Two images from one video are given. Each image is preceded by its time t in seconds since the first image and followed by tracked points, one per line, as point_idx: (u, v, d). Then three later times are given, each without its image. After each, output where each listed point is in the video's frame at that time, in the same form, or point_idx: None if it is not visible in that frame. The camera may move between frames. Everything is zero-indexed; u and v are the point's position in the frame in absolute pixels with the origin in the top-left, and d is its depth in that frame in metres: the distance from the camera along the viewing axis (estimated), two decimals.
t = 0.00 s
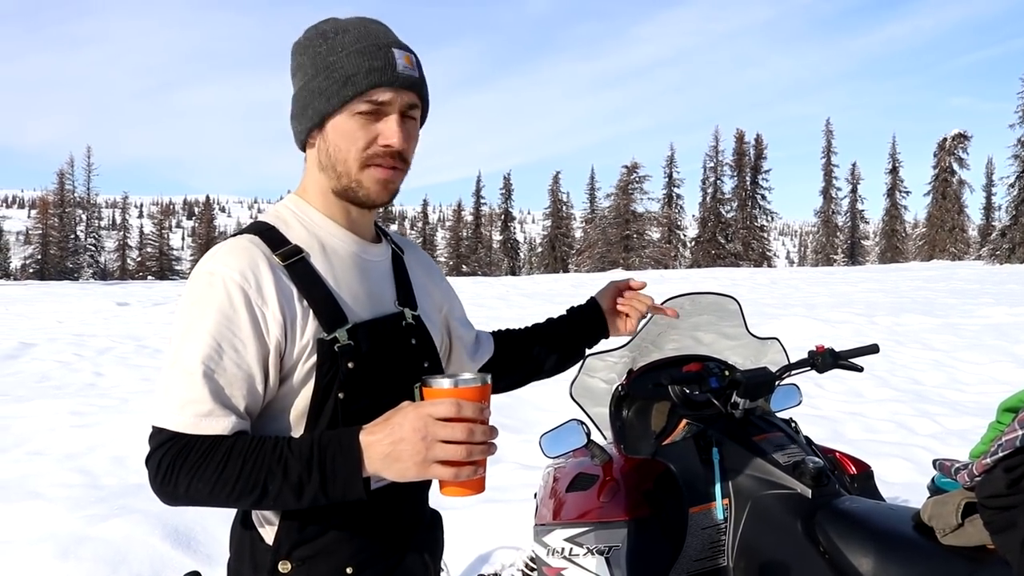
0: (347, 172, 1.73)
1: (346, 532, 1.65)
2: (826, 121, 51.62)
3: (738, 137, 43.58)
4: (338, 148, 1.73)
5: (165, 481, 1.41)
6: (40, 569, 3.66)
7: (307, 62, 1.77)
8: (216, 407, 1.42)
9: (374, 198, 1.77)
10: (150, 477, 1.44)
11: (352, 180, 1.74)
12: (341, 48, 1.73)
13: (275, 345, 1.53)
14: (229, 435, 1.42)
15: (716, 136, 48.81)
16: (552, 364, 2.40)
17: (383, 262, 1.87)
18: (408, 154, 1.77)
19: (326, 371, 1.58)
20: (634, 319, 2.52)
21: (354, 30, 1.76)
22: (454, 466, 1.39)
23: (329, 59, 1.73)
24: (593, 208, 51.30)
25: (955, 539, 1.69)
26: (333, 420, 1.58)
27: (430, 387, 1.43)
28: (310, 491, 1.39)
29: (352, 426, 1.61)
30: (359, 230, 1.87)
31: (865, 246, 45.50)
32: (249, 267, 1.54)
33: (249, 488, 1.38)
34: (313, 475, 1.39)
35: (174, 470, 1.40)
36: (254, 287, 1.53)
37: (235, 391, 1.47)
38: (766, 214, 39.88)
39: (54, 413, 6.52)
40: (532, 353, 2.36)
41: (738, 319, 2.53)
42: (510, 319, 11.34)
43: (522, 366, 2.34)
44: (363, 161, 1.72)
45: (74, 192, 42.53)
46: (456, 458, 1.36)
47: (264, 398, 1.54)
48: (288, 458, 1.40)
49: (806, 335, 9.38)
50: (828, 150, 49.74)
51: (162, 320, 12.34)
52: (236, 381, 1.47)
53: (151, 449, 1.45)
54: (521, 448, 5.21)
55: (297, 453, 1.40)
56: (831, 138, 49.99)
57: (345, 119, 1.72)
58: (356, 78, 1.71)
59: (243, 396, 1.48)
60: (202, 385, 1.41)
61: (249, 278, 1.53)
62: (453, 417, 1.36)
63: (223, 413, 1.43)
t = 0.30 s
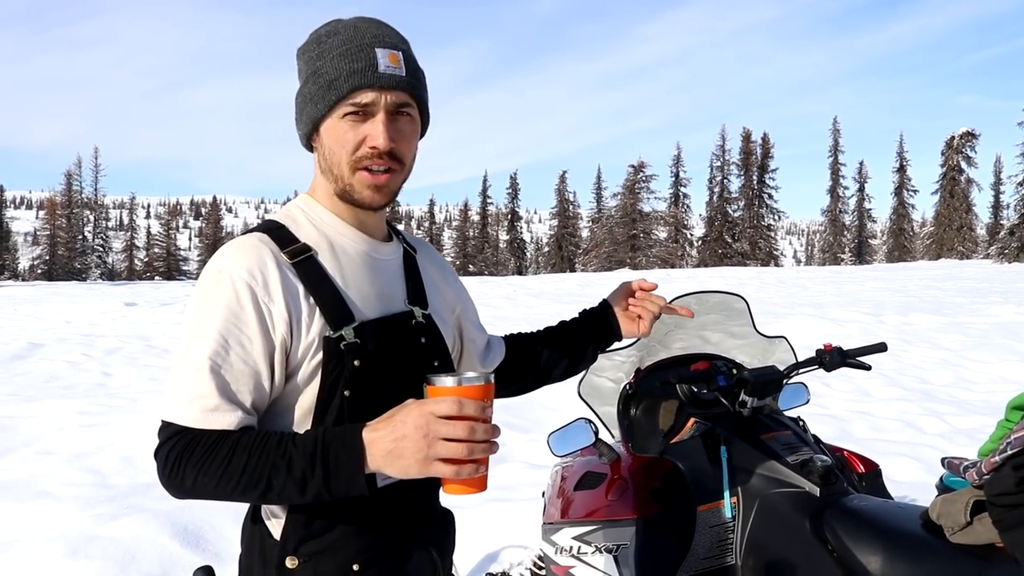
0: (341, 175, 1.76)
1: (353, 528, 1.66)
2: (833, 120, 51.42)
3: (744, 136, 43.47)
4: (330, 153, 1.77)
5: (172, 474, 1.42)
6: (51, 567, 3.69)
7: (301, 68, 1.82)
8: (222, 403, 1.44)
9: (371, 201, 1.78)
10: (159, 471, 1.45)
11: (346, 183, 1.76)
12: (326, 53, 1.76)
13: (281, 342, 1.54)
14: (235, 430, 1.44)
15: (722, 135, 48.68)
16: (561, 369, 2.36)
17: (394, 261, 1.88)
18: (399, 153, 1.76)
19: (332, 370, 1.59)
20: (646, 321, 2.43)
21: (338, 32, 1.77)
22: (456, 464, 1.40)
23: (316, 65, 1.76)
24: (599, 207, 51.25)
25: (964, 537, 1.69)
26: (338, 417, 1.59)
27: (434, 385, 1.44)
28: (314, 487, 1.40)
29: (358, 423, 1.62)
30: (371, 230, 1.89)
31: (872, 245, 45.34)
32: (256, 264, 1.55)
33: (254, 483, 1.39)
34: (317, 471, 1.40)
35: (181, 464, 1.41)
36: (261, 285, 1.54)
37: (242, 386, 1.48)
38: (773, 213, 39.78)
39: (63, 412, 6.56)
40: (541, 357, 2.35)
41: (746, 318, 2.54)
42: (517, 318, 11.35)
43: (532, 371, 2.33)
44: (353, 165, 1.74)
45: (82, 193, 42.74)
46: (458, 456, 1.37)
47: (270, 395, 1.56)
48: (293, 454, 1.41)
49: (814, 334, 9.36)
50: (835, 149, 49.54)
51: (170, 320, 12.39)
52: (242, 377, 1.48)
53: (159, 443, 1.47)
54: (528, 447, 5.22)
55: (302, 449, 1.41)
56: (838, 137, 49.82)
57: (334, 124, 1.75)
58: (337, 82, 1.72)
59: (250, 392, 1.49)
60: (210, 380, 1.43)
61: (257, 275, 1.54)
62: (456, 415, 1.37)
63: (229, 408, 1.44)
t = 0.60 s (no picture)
0: (352, 177, 1.78)
1: (363, 529, 1.68)
2: (842, 122, 51.29)
3: (752, 138, 43.36)
4: (342, 154, 1.78)
5: (183, 472, 1.44)
6: (59, 564, 3.72)
7: (312, 72, 1.84)
8: (233, 402, 1.45)
9: (383, 203, 1.79)
10: (169, 469, 1.47)
11: (358, 185, 1.77)
12: (337, 56, 1.77)
13: (292, 342, 1.56)
14: (247, 429, 1.46)
15: (729, 137, 48.56)
16: (569, 370, 2.41)
17: (405, 263, 1.90)
18: (410, 153, 1.77)
19: (343, 370, 1.60)
20: (652, 321, 2.49)
21: (347, 36, 1.79)
22: (466, 465, 1.41)
23: (327, 67, 1.78)
24: (606, 209, 51.25)
25: (972, 540, 1.70)
26: (349, 417, 1.61)
27: (445, 386, 1.46)
28: (324, 486, 1.41)
29: (368, 423, 1.63)
30: (384, 232, 1.90)
31: (880, 247, 45.17)
32: (269, 264, 1.57)
33: (264, 482, 1.41)
34: (326, 471, 1.42)
35: (191, 462, 1.43)
36: (273, 285, 1.56)
37: (253, 386, 1.50)
38: (781, 215, 39.67)
39: (71, 411, 6.61)
40: (549, 357, 2.38)
41: (752, 321, 2.54)
42: (524, 319, 11.37)
43: (540, 371, 2.36)
44: (365, 167, 1.76)
45: (91, 192, 42.96)
46: (468, 457, 1.38)
47: (281, 395, 1.58)
48: (303, 454, 1.42)
49: (821, 337, 9.33)
50: (844, 151, 49.34)
51: (178, 319, 12.46)
52: (253, 376, 1.50)
53: (170, 442, 1.48)
54: (535, 448, 5.24)
55: (312, 448, 1.43)
56: (846, 139, 49.68)
57: (346, 126, 1.77)
58: (347, 84, 1.74)
59: (261, 391, 1.51)
60: (221, 380, 1.45)
61: (269, 275, 1.56)
62: (466, 416, 1.38)
63: (240, 407, 1.46)
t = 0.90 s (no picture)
0: (360, 176, 1.78)
1: (370, 530, 1.68)
2: (846, 123, 51.20)
3: (756, 140, 43.32)
4: (349, 154, 1.79)
5: (192, 474, 1.45)
6: (66, 566, 3.74)
7: (317, 73, 1.85)
8: (242, 404, 1.46)
9: (391, 203, 1.80)
10: (178, 471, 1.48)
11: (365, 185, 1.78)
12: (343, 56, 1.79)
13: (301, 343, 1.57)
14: (256, 431, 1.47)
15: (734, 139, 48.52)
16: (573, 366, 2.42)
17: (412, 263, 1.91)
18: (418, 151, 1.78)
19: (351, 372, 1.61)
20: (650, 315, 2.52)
21: (353, 36, 1.80)
22: (476, 466, 1.42)
23: (334, 68, 1.79)
24: (610, 211, 51.23)
25: (979, 541, 1.70)
26: (357, 419, 1.62)
27: (454, 387, 1.47)
28: (333, 488, 1.42)
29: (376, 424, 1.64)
30: (391, 233, 1.91)
31: (885, 249, 45.06)
32: (277, 265, 1.58)
33: (274, 484, 1.41)
34: (336, 472, 1.42)
35: (201, 464, 1.44)
36: (282, 286, 1.57)
37: (262, 387, 1.51)
38: (786, 217, 39.60)
39: (77, 413, 6.64)
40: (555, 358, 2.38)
41: (756, 323, 2.55)
42: (529, 322, 11.38)
43: (548, 368, 2.37)
44: (373, 165, 1.77)
45: (97, 196, 43.15)
46: (478, 458, 1.39)
47: (290, 396, 1.59)
48: (313, 455, 1.43)
49: (827, 338, 9.31)
50: (849, 153, 49.24)
51: (183, 322, 12.49)
52: (262, 377, 1.51)
53: (179, 444, 1.49)
54: (541, 450, 5.24)
55: (322, 450, 1.44)
56: (851, 141, 49.60)
57: (353, 126, 1.78)
58: (354, 84, 1.75)
59: (270, 393, 1.52)
60: (231, 381, 1.46)
61: (277, 277, 1.57)
62: (476, 417, 1.39)
63: (249, 410, 1.47)
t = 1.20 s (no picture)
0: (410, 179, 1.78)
1: (372, 530, 1.69)
2: (848, 123, 51.17)
3: (759, 140, 43.28)
4: (396, 159, 1.76)
5: (193, 474, 1.45)
6: (69, 566, 3.75)
7: (339, 79, 1.76)
8: (242, 403, 1.47)
9: (435, 201, 1.84)
10: (179, 471, 1.48)
11: (417, 187, 1.79)
12: (379, 61, 1.74)
13: (302, 343, 1.57)
14: (257, 431, 1.47)
15: (736, 139, 48.48)
16: (566, 366, 2.39)
17: (413, 263, 1.91)
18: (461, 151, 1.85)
19: (352, 371, 1.62)
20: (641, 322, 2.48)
21: (381, 40, 1.77)
22: (476, 465, 1.42)
23: (370, 74, 1.74)
24: (612, 211, 51.22)
25: (983, 541, 1.69)
26: (358, 418, 1.62)
27: (455, 387, 1.47)
28: (334, 487, 1.42)
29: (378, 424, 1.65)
30: (393, 233, 1.91)
31: (888, 249, 45.02)
32: (278, 265, 1.58)
33: (274, 483, 1.42)
34: (337, 471, 1.43)
35: (202, 463, 1.44)
36: (282, 286, 1.57)
37: (263, 387, 1.51)
38: (789, 217, 39.57)
39: (80, 414, 6.65)
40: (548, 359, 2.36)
41: (760, 323, 2.54)
42: (532, 322, 11.38)
43: (545, 367, 2.35)
44: (425, 169, 1.78)
45: (99, 197, 43.26)
46: (479, 458, 1.39)
47: (290, 395, 1.59)
48: (313, 454, 1.43)
49: (830, 338, 9.30)
50: (852, 153, 49.15)
51: (186, 322, 12.51)
52: (263, 375, 1.51)
53: (180, 443, 1.50)
54: (543, 450, 5.24)
55: (323, 449, 1.44)
56: (854, 142, 49.56)
57: (400, 131, 1.76)
58: (404, 89, 1.74)
59: (270, 392, 1.52)
60: (230, 381, 1.46)
61: (278, 276, 1.57)
62: (477, 417, 1.39)
63: (249, 409, 1.47)
